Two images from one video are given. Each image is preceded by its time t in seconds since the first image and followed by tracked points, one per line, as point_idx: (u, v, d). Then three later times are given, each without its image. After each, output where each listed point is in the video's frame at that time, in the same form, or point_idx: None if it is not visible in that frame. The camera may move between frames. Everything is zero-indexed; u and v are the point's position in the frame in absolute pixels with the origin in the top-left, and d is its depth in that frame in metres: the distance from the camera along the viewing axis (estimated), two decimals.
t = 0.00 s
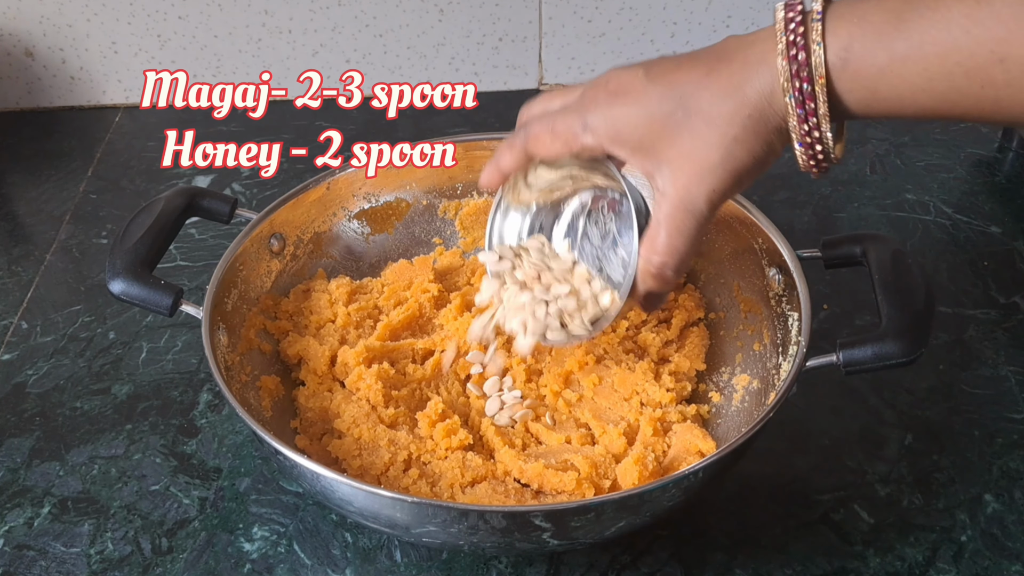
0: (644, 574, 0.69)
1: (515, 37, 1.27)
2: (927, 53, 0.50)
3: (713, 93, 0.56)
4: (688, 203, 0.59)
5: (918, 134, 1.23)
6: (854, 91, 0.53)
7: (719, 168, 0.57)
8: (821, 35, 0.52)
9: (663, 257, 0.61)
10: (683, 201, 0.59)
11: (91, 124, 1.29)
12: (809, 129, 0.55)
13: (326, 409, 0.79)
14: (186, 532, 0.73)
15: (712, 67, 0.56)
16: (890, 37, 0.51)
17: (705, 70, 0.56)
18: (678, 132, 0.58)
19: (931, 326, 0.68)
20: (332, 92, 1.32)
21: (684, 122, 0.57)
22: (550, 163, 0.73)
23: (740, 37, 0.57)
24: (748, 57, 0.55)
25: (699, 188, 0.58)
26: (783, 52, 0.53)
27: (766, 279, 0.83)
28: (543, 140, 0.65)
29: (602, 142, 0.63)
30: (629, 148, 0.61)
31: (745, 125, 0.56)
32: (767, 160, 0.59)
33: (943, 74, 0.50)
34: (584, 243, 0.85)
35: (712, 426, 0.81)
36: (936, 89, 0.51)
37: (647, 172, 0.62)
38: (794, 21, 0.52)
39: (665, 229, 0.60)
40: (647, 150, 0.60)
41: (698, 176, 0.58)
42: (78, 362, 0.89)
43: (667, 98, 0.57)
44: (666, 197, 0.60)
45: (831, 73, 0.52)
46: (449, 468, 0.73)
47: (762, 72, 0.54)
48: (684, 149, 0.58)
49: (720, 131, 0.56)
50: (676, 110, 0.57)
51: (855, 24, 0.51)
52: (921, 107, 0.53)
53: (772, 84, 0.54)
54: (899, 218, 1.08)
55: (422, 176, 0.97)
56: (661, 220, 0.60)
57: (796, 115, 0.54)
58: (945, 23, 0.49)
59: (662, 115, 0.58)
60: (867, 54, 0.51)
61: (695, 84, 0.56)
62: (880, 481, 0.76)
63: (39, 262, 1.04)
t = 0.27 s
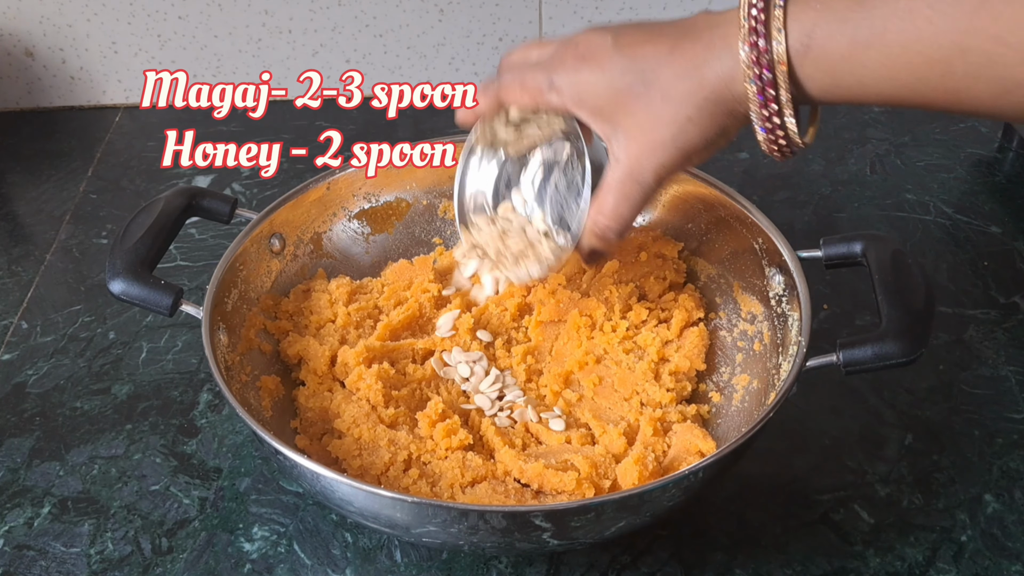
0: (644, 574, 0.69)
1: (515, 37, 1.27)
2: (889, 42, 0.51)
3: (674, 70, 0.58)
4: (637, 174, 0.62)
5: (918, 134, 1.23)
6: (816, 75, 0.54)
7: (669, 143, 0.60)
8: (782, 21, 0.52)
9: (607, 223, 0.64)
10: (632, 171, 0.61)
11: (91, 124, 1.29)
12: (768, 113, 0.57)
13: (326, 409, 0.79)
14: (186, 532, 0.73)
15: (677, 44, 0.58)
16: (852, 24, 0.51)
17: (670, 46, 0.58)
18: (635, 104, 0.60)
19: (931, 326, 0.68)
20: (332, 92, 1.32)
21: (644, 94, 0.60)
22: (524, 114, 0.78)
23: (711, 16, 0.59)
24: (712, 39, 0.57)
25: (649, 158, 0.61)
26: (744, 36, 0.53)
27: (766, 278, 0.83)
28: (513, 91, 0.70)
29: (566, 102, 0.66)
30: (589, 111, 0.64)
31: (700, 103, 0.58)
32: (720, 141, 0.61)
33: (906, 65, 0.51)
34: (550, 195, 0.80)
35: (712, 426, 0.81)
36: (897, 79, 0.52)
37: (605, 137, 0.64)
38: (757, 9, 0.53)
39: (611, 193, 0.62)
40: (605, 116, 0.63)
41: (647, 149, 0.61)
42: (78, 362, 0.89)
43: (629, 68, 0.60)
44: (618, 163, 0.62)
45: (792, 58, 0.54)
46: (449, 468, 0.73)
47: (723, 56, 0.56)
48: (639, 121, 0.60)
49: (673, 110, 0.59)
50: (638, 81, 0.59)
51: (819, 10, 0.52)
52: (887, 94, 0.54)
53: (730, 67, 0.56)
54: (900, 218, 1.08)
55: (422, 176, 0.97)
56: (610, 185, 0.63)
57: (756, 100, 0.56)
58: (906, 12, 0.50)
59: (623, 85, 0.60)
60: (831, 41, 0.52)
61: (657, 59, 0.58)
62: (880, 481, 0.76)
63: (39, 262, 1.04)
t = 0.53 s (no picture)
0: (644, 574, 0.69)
1: (515, 37, 1.27)
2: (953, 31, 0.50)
3: (719, 77, 0.54)
4: (696, 193, 0.56)
5: (918, 134, 1.23)
6: (874, 72, 0.52)
7: (726, 157, 0.56)
8: (836, 17, 0.51)
9: (671, 250, 0.56)
10: (691, 190, 0.56)
11: (91, 124, 1.29)
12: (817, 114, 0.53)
13: (327, 409, 0.79)
14: (186, 532, 0.73)
15: (719, 50, 0.55)
16: (912, 17, 0.51)
17: (711, 52, 0.55)
18: (685, 118, 0.56)
19: (931, 326, 0.68)
20: (332, 92, 1.32)
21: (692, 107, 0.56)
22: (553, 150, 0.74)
23: (747, 20, 0.56)
24: (754, 42, 0.54)
25: (707, 176, 0.56)
26: (795, 36, 0.52)
27: (766, 278, 0.83)
28: (542, 124, 0.67)
29: (604, 129, 0.63)
30: (631, 134, 0.60)
31: (755, 110, 0.54)
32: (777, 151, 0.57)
33: (966, 52, 0.51)
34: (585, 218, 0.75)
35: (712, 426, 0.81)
36: (956, 68, 0.52)
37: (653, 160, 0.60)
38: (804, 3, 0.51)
39: (673, 217, 0.56)
40: (650, 136, 0.59)
41: (707, 165, 0.56)
42: (78, 362, 0.89)
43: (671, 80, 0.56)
44: (672, 185, 0.57)
45: (849, 55, 0.52)
46: (449, 468, 0.73)
47: (770, 56, 0.53)
48: (691, 137, 0.56)
49: (728, 120, 0.55)
50: (683, 95, 0.56)
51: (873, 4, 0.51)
52: (937, 90, 0.53)
53: (780, 67, 0.53)
54: (900, 218, 1.08)
55: (422, 176, 0.97)
56: (668, 210, 0.56)
57: (806, 99, 0.53)
58: None
59: (666, 101, 0.56)
60: (889, 36, 0.51)
61: (699, 68, 0.55)
62: (880, 481, 0.76)
63: (39, 262, 1.04)
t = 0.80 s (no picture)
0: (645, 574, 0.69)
1: (515, 37, 1.27)
2: None
3: (790, 88, 0.52)
4: (759, 198, 0.55)
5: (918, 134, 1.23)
6: (958, 75, 0.51)
7: (795, 168, 0.54)
8: (913, 21, 0.49)
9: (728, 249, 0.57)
10: (753, 198, 0.55)
11: (91, 124, 1.29)
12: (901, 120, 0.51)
13: (326, 409, 0.79)
14: (186, 532, 0.73)
15: (788, 54, 0.52)
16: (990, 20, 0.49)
17: (781, 59, 0.52)
18: (753, 129, 0.54)
19: (931, 326, 0.68)
20: (332, 92, 1.32)
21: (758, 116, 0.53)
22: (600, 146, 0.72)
23: (812, 19, 0.53)
24: (827, 49, 0.51)
25: (773, 186, 0.55)
26: (874, 46, 0.49)
27: (766, 278, 0.83)
28: (590, 132, 0.65)
29: (662, 136, 0.59)
30: (693, 143, 0.57)
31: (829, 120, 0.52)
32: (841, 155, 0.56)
33: None
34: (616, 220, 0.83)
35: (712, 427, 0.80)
36: None
37: (713, 166, 0.58)
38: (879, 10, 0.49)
39: (733, 221, 0.56)
40: (713, 146, 0.56)
41: (774, 175, 0.54)
42: (78, 362, 0.89)
43: (738, 90, 0.53)
44: (736, 194, 0.56)
45: (932, 60, 0.50)
46: (449, 468, 0.73)
47: (841, 60, 0.51)
48: (759, 148, 0.54)
49: (796, 132, 0.53)
50: (750, 107, 0.53)
51: (954, 7, 0.49)
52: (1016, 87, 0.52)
53: (853, 70, 0.50)
54: (900, 218, 1.08)
55: (423, 177, 0.97)
56: (728, 215, 0.56)
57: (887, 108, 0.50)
58: None
59: (732, 113, 0.54)
60: (971, 37, 0.49)
61: (768, 80, 0.52)
62: (880, 481, 0.76)
63: (39, 262, 1.04)
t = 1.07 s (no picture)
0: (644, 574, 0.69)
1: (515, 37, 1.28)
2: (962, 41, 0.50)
3: (733, 75, 0.53)
4: (698, 179, 0.60)
5: (918, 134, 1.23)
6: (888, 78, 0.52)
7: (733, 154, 0.57)
8: (849, 20, 0.50)
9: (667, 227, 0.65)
10: (693, 178, 0.60)
11: (91, 124, 1.29)
12: (823, 110, 0.53)
13: (326, 409, 0.79)
14: (186, 532, 0.73)
15: (734, 39, 0.53)
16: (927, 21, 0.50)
17: (725, 45, 0.53)
18: (698, 111, 0.56)
19: (931, 326, 0.68)
20: (332, 92, 1.32)
21: (703, 102, 0.55)
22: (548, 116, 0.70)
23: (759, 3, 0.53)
24: (770, 37, 0.52)
25: (712, 168, 0.59)
26: (809, 45, 0.51)
27: (766, 279, 0.83)
28: (543, 97, 0.60)
29: (610, 117, 0.59)
30: (639, 124, 0.58)
31: (770, 106, 0.54)
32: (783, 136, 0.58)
33: (979, 60, 0.50)
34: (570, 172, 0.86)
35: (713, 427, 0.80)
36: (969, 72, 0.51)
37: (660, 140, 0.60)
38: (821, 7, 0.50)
39: (673, 203, 0.62)
40: (660, 127, 0.58)
41: (713, 158, 0.58)
42: (78, 362, 0.89)
43: (684, 76, 0.54)
44: (679, 171, 0.60)
45: (860, 61, 0.52)
46: (449, 468, 0.73)
47: (783, 48, 0.52)
48: (703, 130, 0.57)
49: (737, 118, 0.55)
50: (696, 91, 0.55)
51: (890, 7, 0.50)
52: (959, 86, 0.52)
53: (793, 58, 0.52)
54: (900, 218, 1.08)
55: (423, 177, 0.97)
56: (670, 190, 0.62)
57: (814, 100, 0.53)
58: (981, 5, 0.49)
59: (677, 98, 0.55)
60: (901, 42, 0.50)
61: (713, 64, 0.53)
62: (880, 481, 0.76)
63: (39, 262, 1.04)
